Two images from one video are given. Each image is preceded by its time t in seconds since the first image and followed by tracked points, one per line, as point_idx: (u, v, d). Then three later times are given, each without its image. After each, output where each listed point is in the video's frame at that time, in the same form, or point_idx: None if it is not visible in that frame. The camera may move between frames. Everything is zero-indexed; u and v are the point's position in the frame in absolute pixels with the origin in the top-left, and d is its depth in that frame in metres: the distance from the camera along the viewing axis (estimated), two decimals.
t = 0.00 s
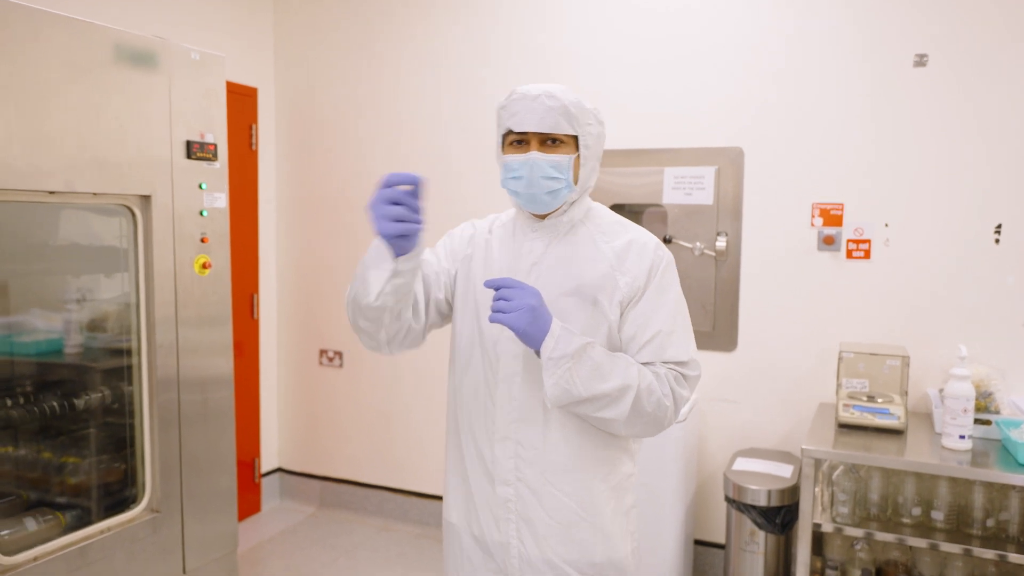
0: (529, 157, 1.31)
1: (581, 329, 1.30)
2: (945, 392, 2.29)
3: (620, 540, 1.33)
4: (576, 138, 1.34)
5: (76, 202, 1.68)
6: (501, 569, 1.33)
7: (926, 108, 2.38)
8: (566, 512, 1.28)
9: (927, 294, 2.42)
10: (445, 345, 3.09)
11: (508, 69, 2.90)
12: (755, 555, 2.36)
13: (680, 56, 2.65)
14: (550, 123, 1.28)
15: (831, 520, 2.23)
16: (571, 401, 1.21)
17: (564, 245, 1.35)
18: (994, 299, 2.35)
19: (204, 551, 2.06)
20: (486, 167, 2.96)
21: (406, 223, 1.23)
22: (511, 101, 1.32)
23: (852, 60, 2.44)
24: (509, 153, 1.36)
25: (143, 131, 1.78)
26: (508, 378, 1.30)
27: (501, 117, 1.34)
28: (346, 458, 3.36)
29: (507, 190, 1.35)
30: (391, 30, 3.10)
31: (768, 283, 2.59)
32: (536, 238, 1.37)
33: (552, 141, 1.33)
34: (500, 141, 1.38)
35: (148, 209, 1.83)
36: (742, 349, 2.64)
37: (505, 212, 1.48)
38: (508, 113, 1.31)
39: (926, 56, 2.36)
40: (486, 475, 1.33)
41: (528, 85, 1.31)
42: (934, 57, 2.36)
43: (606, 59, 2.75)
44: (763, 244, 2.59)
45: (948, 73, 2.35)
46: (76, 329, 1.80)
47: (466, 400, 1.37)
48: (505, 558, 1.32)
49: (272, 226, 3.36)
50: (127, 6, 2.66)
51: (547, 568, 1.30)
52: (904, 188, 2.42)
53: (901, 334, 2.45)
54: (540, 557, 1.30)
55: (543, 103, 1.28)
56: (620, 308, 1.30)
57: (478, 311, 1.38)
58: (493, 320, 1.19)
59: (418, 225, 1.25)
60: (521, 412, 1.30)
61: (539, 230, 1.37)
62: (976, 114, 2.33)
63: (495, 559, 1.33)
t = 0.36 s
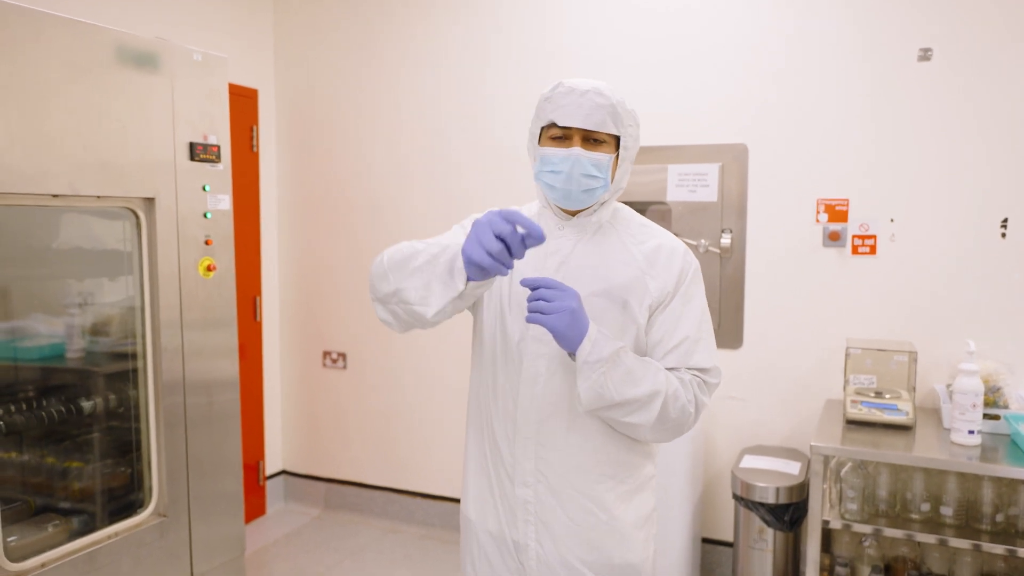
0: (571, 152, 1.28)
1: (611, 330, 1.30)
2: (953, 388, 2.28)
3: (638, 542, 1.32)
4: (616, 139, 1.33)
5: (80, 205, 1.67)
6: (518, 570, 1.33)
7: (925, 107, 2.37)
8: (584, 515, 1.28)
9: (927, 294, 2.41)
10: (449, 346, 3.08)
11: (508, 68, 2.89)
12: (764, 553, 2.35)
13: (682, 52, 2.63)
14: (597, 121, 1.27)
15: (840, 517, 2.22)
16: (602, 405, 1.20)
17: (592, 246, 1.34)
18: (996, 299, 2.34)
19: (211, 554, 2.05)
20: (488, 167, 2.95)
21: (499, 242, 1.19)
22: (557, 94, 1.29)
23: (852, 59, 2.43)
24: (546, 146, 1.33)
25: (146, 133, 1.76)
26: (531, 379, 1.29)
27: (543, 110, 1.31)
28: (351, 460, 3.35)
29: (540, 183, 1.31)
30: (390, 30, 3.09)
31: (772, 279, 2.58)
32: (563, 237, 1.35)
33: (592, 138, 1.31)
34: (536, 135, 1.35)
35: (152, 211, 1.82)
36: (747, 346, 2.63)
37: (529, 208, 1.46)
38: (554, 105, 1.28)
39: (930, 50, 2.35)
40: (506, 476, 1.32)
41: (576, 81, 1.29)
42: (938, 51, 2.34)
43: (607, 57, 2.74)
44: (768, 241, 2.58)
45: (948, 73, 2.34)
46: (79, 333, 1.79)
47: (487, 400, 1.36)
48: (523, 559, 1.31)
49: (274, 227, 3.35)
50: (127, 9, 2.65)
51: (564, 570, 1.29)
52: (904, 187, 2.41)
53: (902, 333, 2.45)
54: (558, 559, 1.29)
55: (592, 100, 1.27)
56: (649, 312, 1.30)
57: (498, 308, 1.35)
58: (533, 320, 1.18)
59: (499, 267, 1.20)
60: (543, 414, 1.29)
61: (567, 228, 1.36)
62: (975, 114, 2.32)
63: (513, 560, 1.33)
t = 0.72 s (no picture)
0: (590, 145, 1.27)
1: (625, 338, 1.28)
2: (957, 388, 2.27)
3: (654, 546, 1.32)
4: (632, 134, 1.32)
5: (80, 206, 1.66)
6: None
7: (925, 107, 2.36)
8: (599, 523, 1.27)
9: (927, 294, 2.41)
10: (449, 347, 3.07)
11: (508, 67, 2.88)
12: (768, 554, 2.35)
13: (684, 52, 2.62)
14: (618, 113, 1.26)
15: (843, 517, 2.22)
16: (635, 419, 1.20)
17: (602, 248, 1.32)
18: (997, 298, 2.34)
19: (213, 557, 2.03)
20: (488, 167, 2.94)
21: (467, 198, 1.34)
22: (576, 85, 1.27)
23: (852, 60, 2.42)
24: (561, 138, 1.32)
25: (146, 133, 1.75)
26: (546, 387, 1.28)
27: (561, 101, 1.30)
28: (351, 462, 3.34)
29: (556, 176, 1.29)
30: (390, 30, 3.08)
31: (774, 279, 2.57)
32: (572, 238, 1.34)
33: (610, 132, 1.31)
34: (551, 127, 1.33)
35: (153, 211, 1.80)
36: (749, 346, 2.62)
37: (534, 208, 1.44)
38: (574, 96, 1.26)
39: (932, 50, 2.34)
40: (519, 487, 1.30)
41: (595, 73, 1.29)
42: (940, 51, 2.34)
43: (608, 56, 2.73)
44: (770, 241, 2.57)
45: (949, 73, 2.33)
46: (76, 335, 1.78)
47: (497, 409, 1.34)
48: (539, 568, 1.30)
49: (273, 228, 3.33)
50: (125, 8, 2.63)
51: None
52: (904, 187, 2.40)
53: (902, 332, 2.44)
54: (574, 567, 1.28)
55: (613, 92, 1.26)
56: (663, 318, 1.28)
57: (508, 313, 1.34)
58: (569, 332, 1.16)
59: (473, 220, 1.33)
60: (558, 422, 1.27)
61: (576, 228, 1.34)
62: (976, 114, 2.31)
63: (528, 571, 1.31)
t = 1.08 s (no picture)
0: (589, 163, 1.26)
1: (627, 349, 1.28)
2: (958, 386, 2.27)
3: (663, 551, 1.31)
4: (632, 145, 1.31)
5: (78, 209, 1.65)
6: None
7: (926, 107, 2.36)
8: (608, 531, 1.26)
9: (927, 294, 2.40)
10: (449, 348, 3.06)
11: (508, 67, 2.87)
12: (770, 554, 2.34)
13: (683, 51, 2.62)
14: (616, 129, 1.24)
15: (846, 517, 2.21)
16: (636, 437, 1.21)
17: (603, 258, 1.32)
18: (995, 299, 2.34)
19: (213, 561, 2.02)
20: (488, 167, 2.93)
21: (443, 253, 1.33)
22: (573, 99, 1.25)
23: (852, 59, 2.42)
24: (558, 152, 1.31)
25: (144, 135, 1.74)
26: (550, 399, 1.27)
27: (557, 114, 1.28)
28: (351, 464, 3.33)
29: (554, 194, 1.29)
30: (389, 30, 3.07)
31: (774, 278, 2.57)
32: (572, 248, 1.33)
33: (609, 146, 1.30)
34: (547, 137, 1.32)
35: (151, 214, 1.79)
36: (750, 346, 2.61)
37: (533, 211, 1.42)
38: (570, 113, 1.25)
39: (931, 48, 2.34)
40: (526, 501, 1.28)
41: (592, 84, 1.26)
42: (939, 49, 2.33)
43: (607, 55, 2.72)
44: (770, 240, 2.56)
45: (949, 72, 2.33)
46: (74, 338, 1.77)
47: (501, 423, 1.33)
48: None
49: (272, 230, 3.32)
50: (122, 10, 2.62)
51: None
52: (904, 187, 2.40)
53: (903, 332, 2.44)
54: None
55: (611, 106, 1.24)
56: (667, 329, 1.28)
57: (510, 322, 1.33)
58: (584, 347, 1.16)
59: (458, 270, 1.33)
60: (564, 434, 1.26)
61: (576, 236, 1.33)
62: (976, 114, 2.31)
63: None
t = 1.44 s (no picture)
0: (579, 166, 1.26)
1: (619, 352, 1.27)
2: (953, 389, 2.28)
3: (655, 556, 1.31)
4: (625, 147, 1.30)
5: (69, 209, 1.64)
6: None
7: (926, 107, 2.36)
8: (600, 535, 1.26)
9: (927, 295, 2.40)
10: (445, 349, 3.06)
11: (506, 67, 2.87)
12: (764, 557, 2.34)
13: (680, 53, 2.62)
14: (606, 132, 1.24)
15: (841, 519, 2.20)
16: (626, 440, 1.20)
17: (596, 260, 1.31)
18: (998, 298, 2.33)
19: (205, 563, 2.01)
20: (486, 168, 2.92)
21: (435, 255, 1.33)
22: (563, 102, 1.25)
23: (852, 59, 2.42)
24: (549, 155, 1.30)
25: (137, 135, 1.73)
26: (542, 402, 1.27)
27: (547, 116, 1.27)
28: (345, 465, 3.32)
29: (545, 196, 1.29)
30: (387, 30, 3.06)
31: (769, 280, 2.57)
32: (565, 250, 1.33)
33: (601, 149, 1.29)
34: (539, 140, 1.31)
35: (143, 215, 1.78)
36: (745, 348, 2.61)
37: (526, 213, 1.42)
38: (560, 116, 1.24)
39: (928, 50, 2.34)
40: (518, 505, 1.28)
41: (583, 86, 1.25)
42: (935, 51, 2.34)
43: (605, 55, 2.72)
44: (766, 243, 2.56)
45: (949, 73, 2.33)
46: (68, 339, 1.76)
47: (493, 425, 1.32)
48: None
49: (267, 230, 3.32)
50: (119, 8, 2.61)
51: None
52: (903, 188, 2.40)
53: (903, 333, 2.43)
54: None
55: (601, 109, 1.23)
56: (660, 332, 1.27)
57: (503, 322, 1.32)
58: (576, 349, 1.16)
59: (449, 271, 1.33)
60: (555, 438, 1.26)
61: (569, 239, 1.33)
62: (976, 114, 2.31)
63: None
